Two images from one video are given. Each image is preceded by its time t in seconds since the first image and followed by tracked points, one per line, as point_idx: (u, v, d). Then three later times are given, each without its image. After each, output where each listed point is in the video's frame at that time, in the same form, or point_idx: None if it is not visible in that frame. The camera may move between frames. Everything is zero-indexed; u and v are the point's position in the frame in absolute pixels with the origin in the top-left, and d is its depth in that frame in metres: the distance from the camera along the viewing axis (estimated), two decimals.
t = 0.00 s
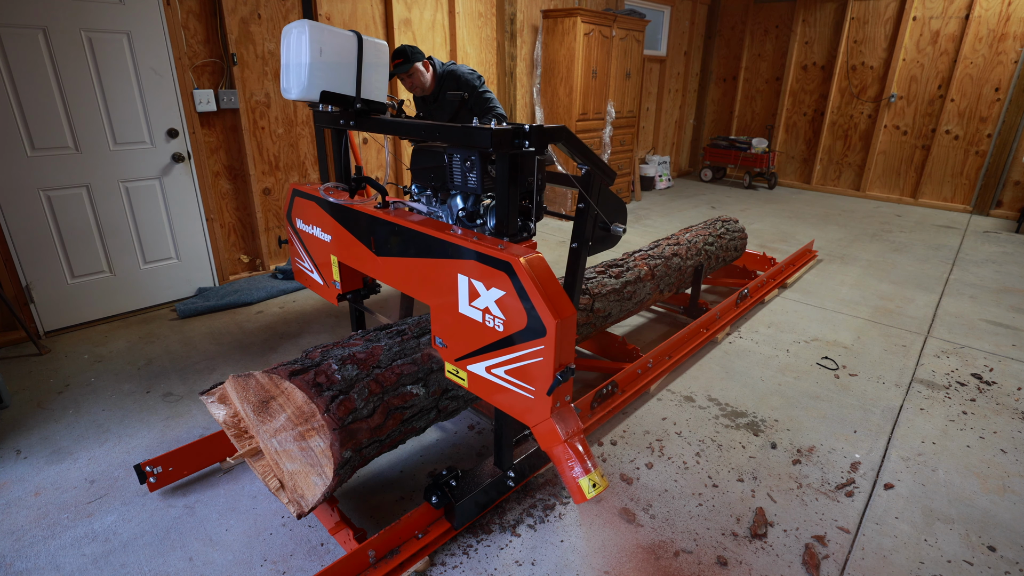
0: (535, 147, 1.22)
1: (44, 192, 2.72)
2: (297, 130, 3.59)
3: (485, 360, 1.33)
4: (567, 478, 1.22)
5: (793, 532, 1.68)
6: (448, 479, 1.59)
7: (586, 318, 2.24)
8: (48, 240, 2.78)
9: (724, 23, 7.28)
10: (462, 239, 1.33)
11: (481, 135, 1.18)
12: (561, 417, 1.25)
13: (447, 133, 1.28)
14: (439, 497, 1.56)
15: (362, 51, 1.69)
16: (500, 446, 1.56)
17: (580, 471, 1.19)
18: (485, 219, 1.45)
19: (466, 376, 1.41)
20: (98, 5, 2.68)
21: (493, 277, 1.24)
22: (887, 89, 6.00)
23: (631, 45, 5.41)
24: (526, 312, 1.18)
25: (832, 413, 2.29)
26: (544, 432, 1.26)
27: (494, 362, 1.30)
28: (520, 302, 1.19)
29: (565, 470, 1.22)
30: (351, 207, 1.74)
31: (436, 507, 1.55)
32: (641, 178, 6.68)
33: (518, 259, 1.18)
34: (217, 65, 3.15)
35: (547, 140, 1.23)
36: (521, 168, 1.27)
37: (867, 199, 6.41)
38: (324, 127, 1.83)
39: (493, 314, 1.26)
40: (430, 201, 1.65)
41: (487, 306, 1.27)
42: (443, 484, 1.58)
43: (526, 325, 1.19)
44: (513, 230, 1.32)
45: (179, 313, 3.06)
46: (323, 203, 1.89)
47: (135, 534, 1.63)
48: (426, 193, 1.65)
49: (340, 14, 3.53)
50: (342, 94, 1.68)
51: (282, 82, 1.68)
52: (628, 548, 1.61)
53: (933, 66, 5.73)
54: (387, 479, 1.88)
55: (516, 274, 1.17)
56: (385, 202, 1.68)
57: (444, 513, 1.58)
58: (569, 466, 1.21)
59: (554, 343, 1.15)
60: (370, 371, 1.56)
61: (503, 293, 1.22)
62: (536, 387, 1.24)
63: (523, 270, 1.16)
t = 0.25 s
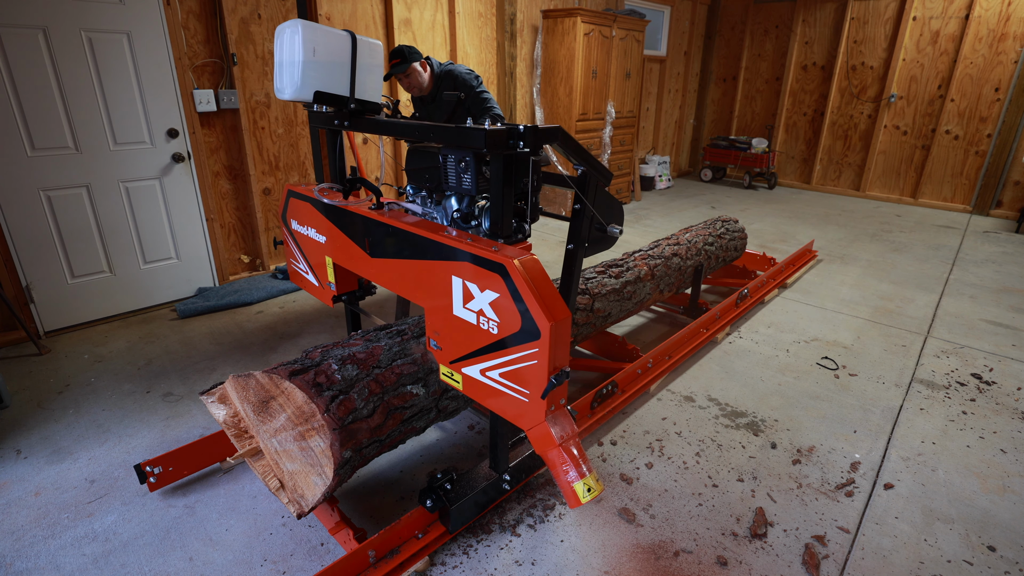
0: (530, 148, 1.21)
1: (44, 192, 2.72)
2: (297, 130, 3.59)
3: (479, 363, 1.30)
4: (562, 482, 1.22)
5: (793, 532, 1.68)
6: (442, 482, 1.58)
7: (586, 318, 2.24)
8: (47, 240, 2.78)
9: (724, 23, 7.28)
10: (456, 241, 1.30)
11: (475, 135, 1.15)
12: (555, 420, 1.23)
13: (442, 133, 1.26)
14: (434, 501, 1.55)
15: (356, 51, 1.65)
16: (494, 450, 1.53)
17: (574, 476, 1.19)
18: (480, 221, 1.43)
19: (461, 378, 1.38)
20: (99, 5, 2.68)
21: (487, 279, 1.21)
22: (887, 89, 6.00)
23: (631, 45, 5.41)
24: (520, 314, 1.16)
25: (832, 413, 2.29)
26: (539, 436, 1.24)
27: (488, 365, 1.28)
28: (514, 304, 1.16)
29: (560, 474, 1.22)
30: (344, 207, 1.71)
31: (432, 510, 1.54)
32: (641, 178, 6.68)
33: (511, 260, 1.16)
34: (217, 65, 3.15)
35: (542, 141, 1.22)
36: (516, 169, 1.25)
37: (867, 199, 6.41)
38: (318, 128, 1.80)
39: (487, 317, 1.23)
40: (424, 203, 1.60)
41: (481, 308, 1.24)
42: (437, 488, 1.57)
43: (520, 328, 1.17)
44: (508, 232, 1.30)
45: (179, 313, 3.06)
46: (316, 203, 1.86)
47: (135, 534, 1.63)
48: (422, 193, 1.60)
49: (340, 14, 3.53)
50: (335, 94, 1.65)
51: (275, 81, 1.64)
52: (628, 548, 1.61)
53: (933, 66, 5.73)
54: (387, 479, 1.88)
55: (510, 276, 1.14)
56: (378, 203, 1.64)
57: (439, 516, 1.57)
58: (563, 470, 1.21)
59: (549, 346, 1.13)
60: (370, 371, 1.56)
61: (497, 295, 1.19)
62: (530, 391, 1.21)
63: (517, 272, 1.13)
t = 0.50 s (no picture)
0: (525, 149, 1.19)
1: (44, 192, 2.72)
2: (297, 130, 3.58)
3: (474, 365, 1.29)
4: (558, 486, 1.19)
5: (793, 532, 1.68)
6: (438, 485, 1.56)
7: (586, 318, 2.24)
8: (47, 240, 2.77)
9: (724, 23, 7.28)
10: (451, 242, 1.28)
11: (469, 135, 1.15)
12: (550, 423, 1.21)
13: (436, 133, 1.24)
14: (429, 503, 1.54)
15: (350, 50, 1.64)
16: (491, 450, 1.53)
17: (570, 479, 1.17)
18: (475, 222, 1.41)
19: (456, 381, 1.36)
20: (99, 5, 2.68)
21: (482, 281, 1.19)
22: (887, 89, 6.00)
23: (631, 45, 5.41)
24: (515, 317, 1.14)
25: (832, 413, 2.29)
26: (534, 439, 1.22)
27: (483, 367, 1.26)
28: (508, 306, 1.14)
29: (555, 478, 1.19)
30: (338, 207, 1.69)
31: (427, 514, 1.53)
32: (641, 178, 6.68)
33: (506, 262, 1.14)
34: (217, 65, 3.15)
35: (538, 142, 1.20)
36: (511, 170, 1.25)
37: (867, 199, 6.41)
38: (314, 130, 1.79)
39: (482, 319, 1.22)
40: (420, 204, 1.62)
41: (476, 310, 1.22)
42: (433, 491, 1.55)
43: (515, 330, 1.15)
44: (503, 233, 1.30)
45: (179, 313, 3.06)
46: (311, 204, 1.84)
47: (135, 534, 1.63)
48: (417, 194, 1.62)
49: (340, 14, 3.53)
50: (330, 94, 1.64)
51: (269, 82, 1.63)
52: (628, 548, 1.61)
53: (933, 66, 5.73)
54: (387, 479, 1.88)
55: (504, 277, 1.13)
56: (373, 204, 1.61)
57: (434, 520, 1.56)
58: (559, 474, 1.19)
59: (544, 349, 1.11)
60: (371, 371, 1.56)
61: (492, 297, 1.17)
62: (525, 394, 1.19)
63: (512, 274, 1.11)
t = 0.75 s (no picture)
0: (520, 149, 1.18)
1: (44, 192, 2.72)
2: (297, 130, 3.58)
3: (469, 367, 1.27)
4: (553, 489, 1.17)
5: (793, 532, 1.68)
6: (433, 487, 1.56)
7: (586, 318, 2.24)
8: (47, 240, 2.78)
9: (724, 23, 7.28)
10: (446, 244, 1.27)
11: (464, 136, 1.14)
12: (546, 426, 1.20)
13: (431, 133, 1.23)
14: (425, 506, 1.52)
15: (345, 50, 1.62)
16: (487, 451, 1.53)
17: (566, 482, 1.15)
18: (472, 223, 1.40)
19: (451, 383, 1.35)
20: (99, 5, 2.68)
21: (476, 283, 1.18)
22: (887, 89, 6.01)
23: (631, 45, 5.41)
24: (510, 319, 1.13)
25: (832, 413, 2.29)
26: (529, 442, 1.21)
27: (479, 370, 1.25)
28: (503, 308, 1.13)
29: (551, 481, 1.17)
30: (333, 208, 1.67)
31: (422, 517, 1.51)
32: (641, 178, 6.68)
33: (501, 263, 1.13)
34: (217, 65, 3.15)
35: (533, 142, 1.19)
36: (505, 170, 1.24)
37: (867, 199, 6.41)
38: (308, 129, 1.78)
39: (477, 321, 1.21)
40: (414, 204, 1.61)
41: (471, 312, 1.21)
42: (429, 493, 1.55)
43: (510, 332, 1.14)
44: (498, 234, 1.29)
45: (179, 313, 3.06)
46: (307, 205, 1.82)
47: (135, 534, 1.63)
48: (413, 195, 1.61)
49: (340, 14, 3.53)
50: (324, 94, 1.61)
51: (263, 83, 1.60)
52: (628, 548, 1.61)
53: (933, 66, 5.73)
54: (387, 479, 1.89)
55: (498, 278, 1.12)
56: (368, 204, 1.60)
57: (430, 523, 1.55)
58: (555, 477, 1.17)
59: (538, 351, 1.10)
60: (371, 371, 1.56)
61: (487, 298, 1.16)
62: (520, 396, 1.18)
63: (506, 276, 1.10)
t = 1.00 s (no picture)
0: (515, 150, 1.18)
1: (45, 192, 2.72)
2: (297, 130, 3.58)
3: (464, 370, 1.27)
4: (548, 493, 1.17)
5: (793, 532, 1.68)
6: (429, 491, 1.53)
7: (586, 318, 2.24)
8: (47, 240, 2.78)
9: (724, 23, 7.28)
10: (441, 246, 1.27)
11: (459, 136, 1.14)
12: (540, 430, 1.20)
13: (425, 134, 1.23)
14: (420, 510, 1.49)
15: (340, 50, 1.60)
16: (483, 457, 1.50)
17: (560, 486, 1.14)
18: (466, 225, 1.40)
19: (445, 386, 1.35)
20: (99, 5, 2.68)
21: (471, 285, 1.18)
22: (887, 89, 6.01)
23: (631, 45, 5.41)
24: (504, 321, 1.13)
25: (832, 413, 2.29)
26: (524, 446, 1.21)
27: (473, 373, 1.25)
28: (497, 310, 1.13)
29: (545, 485, 1.17)
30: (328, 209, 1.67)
31: (417, 520, 1.49)
32: (641, 178, 6.68)
33: (496, 265, 1.13)
34: (217, 65, 3.15)
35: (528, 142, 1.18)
36: (500, 171, 1.24)
37: (867, 199, 6.41)
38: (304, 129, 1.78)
39: (471, 323, 1.21)
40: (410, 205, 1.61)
41: (465, 314, 1.21)
42: (424, 496, 1.52)
43: (504, 334, 1.14)
44: (493, 236, 1.29)
45: (179, 313, 3.06)
46: (302, 206, 1.82)
47: (135, 534, 1.63)
48: (409, 195, 1.61)
49: (340, 14, 3.53)
50: (318, 94, 1.59)
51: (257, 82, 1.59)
52: (628, 548, 1.61)
53: (933, 66, 5.73)
54: (387, 479, 1.89)
55: (493, 280, 1.12)
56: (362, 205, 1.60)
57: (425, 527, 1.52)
58: (550, 481, 1.17)
59: (533, 354, 1.10)
60: (370, 371, 1.56)
61: (482, 301, 1.16)
62: (514, 399, 1.18)
63: (501, 278, 1.10)
